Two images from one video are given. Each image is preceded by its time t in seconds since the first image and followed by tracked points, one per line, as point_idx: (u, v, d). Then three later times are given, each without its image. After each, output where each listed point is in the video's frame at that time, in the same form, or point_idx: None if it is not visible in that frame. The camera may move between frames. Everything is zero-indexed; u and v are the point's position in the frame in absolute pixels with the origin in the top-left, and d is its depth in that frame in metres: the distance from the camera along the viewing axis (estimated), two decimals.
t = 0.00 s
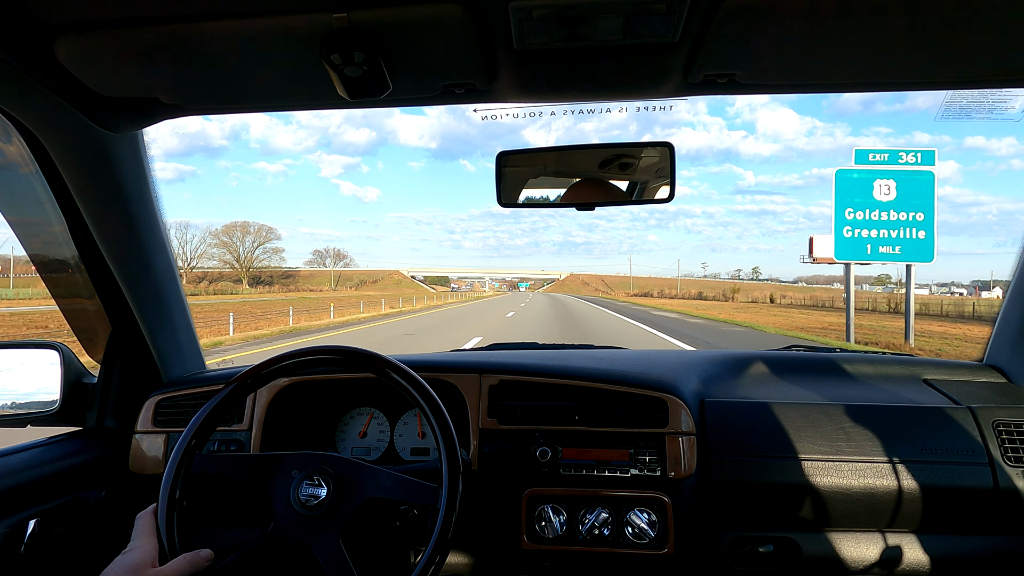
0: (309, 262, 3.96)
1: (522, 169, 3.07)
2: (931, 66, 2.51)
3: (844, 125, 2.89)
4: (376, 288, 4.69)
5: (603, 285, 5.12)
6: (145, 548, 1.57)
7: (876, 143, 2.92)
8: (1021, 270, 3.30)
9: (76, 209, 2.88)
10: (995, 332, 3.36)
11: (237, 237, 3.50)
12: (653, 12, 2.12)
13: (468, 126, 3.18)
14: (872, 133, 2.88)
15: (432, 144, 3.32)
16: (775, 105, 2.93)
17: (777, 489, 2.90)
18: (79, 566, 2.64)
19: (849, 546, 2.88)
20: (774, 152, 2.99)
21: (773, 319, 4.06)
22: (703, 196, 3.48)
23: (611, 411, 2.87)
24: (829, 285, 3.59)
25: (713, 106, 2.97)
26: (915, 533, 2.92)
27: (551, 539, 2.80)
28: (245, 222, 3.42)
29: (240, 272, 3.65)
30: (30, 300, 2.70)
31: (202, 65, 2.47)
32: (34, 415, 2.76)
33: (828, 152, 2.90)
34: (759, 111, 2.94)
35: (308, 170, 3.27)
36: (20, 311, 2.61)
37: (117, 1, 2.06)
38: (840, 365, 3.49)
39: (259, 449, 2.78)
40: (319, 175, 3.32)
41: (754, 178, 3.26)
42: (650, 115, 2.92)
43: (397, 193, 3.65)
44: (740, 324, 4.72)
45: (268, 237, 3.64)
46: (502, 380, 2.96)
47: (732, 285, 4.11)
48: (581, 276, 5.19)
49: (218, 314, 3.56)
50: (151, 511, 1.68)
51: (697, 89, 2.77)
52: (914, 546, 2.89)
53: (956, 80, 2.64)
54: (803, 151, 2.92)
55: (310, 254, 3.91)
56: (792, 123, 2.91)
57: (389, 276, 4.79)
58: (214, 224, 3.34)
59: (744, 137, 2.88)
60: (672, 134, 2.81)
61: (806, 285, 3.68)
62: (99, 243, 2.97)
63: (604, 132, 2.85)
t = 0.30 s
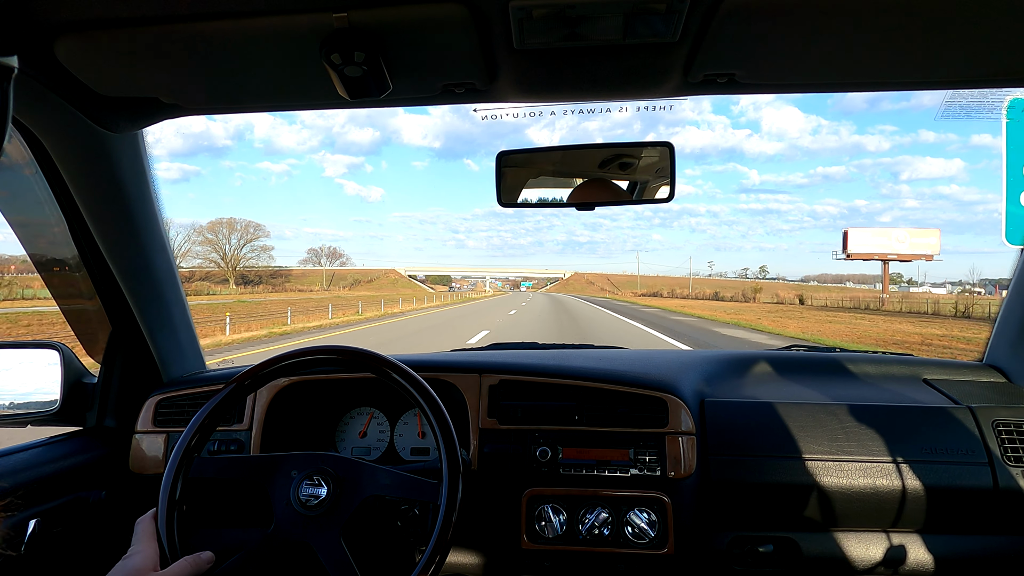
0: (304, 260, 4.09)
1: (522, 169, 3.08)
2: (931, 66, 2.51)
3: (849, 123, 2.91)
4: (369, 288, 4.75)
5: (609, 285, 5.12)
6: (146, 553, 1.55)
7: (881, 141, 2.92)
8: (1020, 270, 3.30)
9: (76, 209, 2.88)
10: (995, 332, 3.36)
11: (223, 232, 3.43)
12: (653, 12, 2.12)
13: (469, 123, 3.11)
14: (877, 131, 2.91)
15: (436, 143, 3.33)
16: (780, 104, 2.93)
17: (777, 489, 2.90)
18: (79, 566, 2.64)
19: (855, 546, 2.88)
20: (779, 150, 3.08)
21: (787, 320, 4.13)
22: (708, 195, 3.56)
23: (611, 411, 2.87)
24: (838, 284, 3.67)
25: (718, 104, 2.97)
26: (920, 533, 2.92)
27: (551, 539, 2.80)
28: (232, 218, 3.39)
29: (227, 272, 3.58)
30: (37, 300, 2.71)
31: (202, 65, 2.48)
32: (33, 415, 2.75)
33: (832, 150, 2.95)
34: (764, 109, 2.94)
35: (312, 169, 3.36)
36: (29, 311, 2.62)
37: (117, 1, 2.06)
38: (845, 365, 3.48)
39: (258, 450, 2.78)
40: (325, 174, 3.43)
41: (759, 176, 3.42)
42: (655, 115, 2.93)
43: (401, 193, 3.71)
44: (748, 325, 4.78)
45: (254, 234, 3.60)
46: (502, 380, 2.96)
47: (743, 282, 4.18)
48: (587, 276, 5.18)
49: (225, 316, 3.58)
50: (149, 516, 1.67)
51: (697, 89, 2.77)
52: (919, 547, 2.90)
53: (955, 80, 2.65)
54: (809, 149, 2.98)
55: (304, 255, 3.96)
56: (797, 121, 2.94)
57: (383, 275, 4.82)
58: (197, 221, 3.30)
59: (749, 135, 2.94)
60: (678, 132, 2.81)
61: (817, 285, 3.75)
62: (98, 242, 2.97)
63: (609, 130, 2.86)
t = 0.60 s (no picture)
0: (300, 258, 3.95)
1: (522, 169, 3.08)
2: (931, 66, 2.51)
3: (856, 121, 2.87)
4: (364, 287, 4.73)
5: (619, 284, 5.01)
6: (147, 553, 1.56)
7: (889, 139, 2.90)
8: (1021, 270, 3.26)
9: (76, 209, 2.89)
10: (995, 331, 3.36)
11: (208, 230, 3.32)
12: (653, 12, 2.12)
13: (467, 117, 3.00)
14: (884, 129, 2.88)
15: (441, 142, 3.31)
16: (787, 102, 2.91)
17: (778, 489, 2.90)
18: (78, 567, 2.64)
19: (859, 546, 2.89)
20: (785, 149, 3.06)
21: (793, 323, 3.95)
22: (714, 194, 3.62)
23: (611, 411, 2.87)
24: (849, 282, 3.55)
25: (724, 102, 2.92)
26: (927, 534, 2.92)
27: (551, 539, 2.81)
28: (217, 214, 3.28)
29: (213, 271, 3.46)
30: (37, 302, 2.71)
31: (201, 65, 2.48)
32: (33, 416, 2.74)
33: (839, 148, 2.95)
34: (771, 108, 2.93)
35: (317, 168, 3.38)
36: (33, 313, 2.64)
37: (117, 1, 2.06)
38: (851, 365, 3.48)
39: (259, 450, 2.78)
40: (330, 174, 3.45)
41: (764, 174, 3.42)
42: (660, 115, 2.92)
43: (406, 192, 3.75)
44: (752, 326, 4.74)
45: (242, 230, 3.41)
46: (502, 380, 2.96)
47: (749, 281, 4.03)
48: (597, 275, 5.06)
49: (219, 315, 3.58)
50: (150, 516, 1.68)
51: (697, 89, 2.77)
52: (925, 547, 2.90)
53: (955, 80, 2.64)
54: (815, 147, 2.99)
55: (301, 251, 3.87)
56: (804, 120, 2.94)
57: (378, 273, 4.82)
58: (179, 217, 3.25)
59: (754, 133, 2.94)
60: (683, 131, 2.79)
61: (827, 284, 3.65)
62: (98, 242, 2.97)
63: (614, 130, 2.84)
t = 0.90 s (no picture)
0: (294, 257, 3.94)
1: (522, 169, 3.09)
2: (931, 66, 2.51)
3: (862, 119, 2.86)
4: (361, 286, 4.70)
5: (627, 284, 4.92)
6: (146, 551, 1.56)
7: (896, 136, 2.86)
8: (1021, 270, 3.29)
9: (76, 209, 2.89)
10: (995, 331, 3.35)
11: (190, 226, 3.31)
12: (653, 12, 2.12)
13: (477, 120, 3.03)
14: (891, 127, 2.84)
15: (446, 141, 3.31)
16: (793, 100, 2.91)
17: (779, 488, 2.90)
18: (78, 567, 2.64)
19: (861, 545, 2.89)
20: (790, 147, 3.05)
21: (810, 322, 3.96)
22: (719, 191, 3.58)
23: (611, 412, 2.87)
24: (866, 281, 3.61)
25: (730, 101, 2.93)
26: (932, 533, 2.92)
27: (550, 539, 2.81)
28: (199, 209, 3.26)
29: (198, 270, 3.44)
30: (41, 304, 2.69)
31: (201, 64, 2.48)
32: (34, 416, 2.74)
33: (845, 146, 2.89)
34: (777, 106, 2.93)
35: (322, 168, 3.38)
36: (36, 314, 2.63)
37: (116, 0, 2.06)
38: (856, 365, 3.48)
39: (258, 449, 2.78)
40: (335, 174, 3.46)
41: (770, 173, 3.42)
42: (666, 113, 2.95)
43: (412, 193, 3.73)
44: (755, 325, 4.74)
45: (228, 226, 3.41)
46: (502, 380, 2.96)
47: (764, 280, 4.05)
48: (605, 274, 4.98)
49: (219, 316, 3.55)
50: (150, 513, 1.68)
51: (697, 89, 2.77)
52: (930, 547, 2.90)
53: (955, 80, 2.64)
54: (821, 145, 2.94)
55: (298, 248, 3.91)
56: (810, 118, 2.96)
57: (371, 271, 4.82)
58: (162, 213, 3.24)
59: (760, 131, 2.94)
60: (693, 128, 2.83)
61: (842, 283, 3.67)
62: (98, 242, 2.98)
63: (618, 128, 2.88)
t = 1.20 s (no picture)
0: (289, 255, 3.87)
1: (521, 169, 3.09)
2: (931, 66, 2.50)
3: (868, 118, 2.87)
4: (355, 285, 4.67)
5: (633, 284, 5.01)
6: (146, 547, 1.56)
7: (903, 135, 2.87)
8: (1021, 269, 3.26)
9: (76, 209, 2.89)
10: (995, 332, 3.34)
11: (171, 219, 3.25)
12: (653, 12, 2.12)
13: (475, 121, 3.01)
14: (897, 125, 2.85)
15: (451, 141, 3.29)
16: (800, 99, 2.89)
17: (780, 488, 2.89)
18: (78, 566, 2.65)
19: (865, 546, 2.89)
20: (796, 146, 3.02)
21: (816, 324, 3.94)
22: (725, 190, 3.59)
23: (611, 411, 2.87)
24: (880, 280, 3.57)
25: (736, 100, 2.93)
26: (937, 533, 2.92)
27: (550, 539, 2.80)
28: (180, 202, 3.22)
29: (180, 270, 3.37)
30: (31, 303, 2.66)
31: (201, 64, 2.48)
32: (34, 415, 2.75)
33: (852, 145, 2.89)
34: (783, 105, 2.92)
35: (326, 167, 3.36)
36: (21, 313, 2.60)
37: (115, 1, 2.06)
38: (860, 365, 3.48)
39: (258, 449, 2.78)
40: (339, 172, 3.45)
41: (776, 172, 3.40)
42: (670, 112, 2.95)
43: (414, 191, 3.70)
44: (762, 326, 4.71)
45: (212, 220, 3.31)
46: (501, 380, 2.96)
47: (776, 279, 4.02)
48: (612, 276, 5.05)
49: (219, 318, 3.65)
50: (149, 512, 1.67)
51: (697, 88, 2.76)
52: (936, 547, 2.89)
53: (956, 80, 2.63)
54: (827, 144, 2.93)
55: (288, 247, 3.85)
56: (816, 117, 2.93)
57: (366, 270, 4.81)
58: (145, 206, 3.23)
59: (766, 130, 2.92)
60: (698, 128, 2.79)
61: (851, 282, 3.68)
62: (98, 242, 2.99)
63: (623, 127, 2.87)
